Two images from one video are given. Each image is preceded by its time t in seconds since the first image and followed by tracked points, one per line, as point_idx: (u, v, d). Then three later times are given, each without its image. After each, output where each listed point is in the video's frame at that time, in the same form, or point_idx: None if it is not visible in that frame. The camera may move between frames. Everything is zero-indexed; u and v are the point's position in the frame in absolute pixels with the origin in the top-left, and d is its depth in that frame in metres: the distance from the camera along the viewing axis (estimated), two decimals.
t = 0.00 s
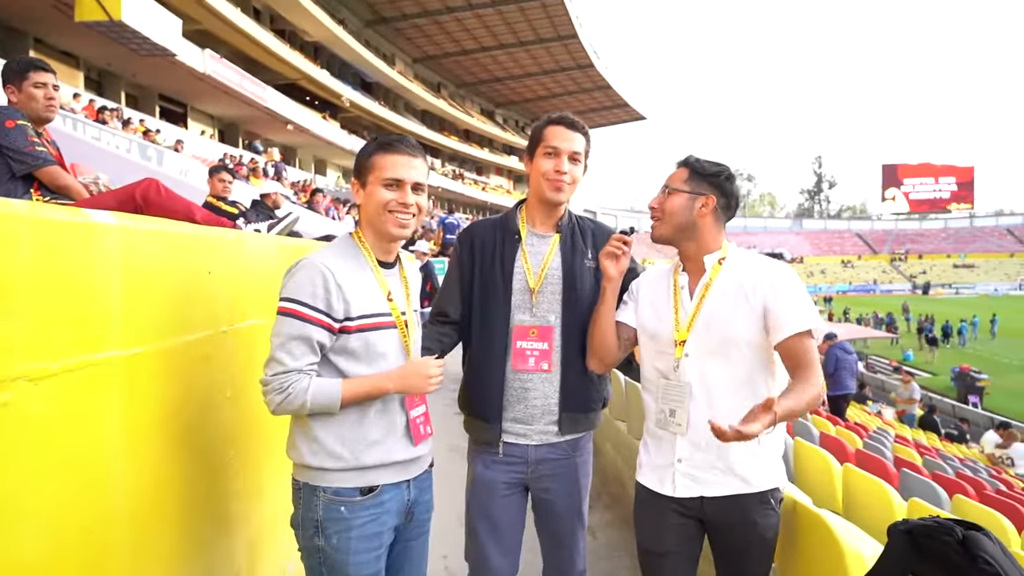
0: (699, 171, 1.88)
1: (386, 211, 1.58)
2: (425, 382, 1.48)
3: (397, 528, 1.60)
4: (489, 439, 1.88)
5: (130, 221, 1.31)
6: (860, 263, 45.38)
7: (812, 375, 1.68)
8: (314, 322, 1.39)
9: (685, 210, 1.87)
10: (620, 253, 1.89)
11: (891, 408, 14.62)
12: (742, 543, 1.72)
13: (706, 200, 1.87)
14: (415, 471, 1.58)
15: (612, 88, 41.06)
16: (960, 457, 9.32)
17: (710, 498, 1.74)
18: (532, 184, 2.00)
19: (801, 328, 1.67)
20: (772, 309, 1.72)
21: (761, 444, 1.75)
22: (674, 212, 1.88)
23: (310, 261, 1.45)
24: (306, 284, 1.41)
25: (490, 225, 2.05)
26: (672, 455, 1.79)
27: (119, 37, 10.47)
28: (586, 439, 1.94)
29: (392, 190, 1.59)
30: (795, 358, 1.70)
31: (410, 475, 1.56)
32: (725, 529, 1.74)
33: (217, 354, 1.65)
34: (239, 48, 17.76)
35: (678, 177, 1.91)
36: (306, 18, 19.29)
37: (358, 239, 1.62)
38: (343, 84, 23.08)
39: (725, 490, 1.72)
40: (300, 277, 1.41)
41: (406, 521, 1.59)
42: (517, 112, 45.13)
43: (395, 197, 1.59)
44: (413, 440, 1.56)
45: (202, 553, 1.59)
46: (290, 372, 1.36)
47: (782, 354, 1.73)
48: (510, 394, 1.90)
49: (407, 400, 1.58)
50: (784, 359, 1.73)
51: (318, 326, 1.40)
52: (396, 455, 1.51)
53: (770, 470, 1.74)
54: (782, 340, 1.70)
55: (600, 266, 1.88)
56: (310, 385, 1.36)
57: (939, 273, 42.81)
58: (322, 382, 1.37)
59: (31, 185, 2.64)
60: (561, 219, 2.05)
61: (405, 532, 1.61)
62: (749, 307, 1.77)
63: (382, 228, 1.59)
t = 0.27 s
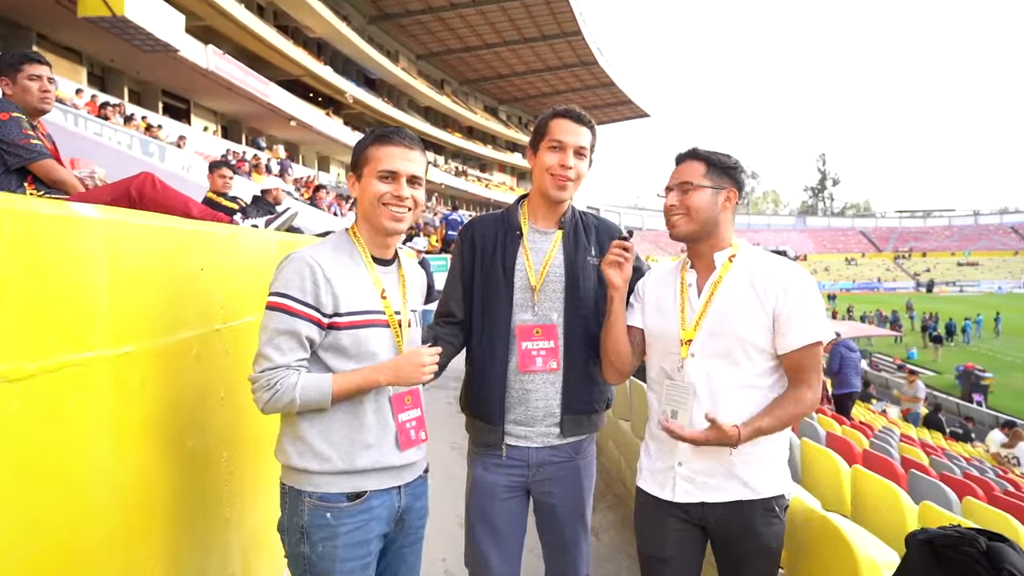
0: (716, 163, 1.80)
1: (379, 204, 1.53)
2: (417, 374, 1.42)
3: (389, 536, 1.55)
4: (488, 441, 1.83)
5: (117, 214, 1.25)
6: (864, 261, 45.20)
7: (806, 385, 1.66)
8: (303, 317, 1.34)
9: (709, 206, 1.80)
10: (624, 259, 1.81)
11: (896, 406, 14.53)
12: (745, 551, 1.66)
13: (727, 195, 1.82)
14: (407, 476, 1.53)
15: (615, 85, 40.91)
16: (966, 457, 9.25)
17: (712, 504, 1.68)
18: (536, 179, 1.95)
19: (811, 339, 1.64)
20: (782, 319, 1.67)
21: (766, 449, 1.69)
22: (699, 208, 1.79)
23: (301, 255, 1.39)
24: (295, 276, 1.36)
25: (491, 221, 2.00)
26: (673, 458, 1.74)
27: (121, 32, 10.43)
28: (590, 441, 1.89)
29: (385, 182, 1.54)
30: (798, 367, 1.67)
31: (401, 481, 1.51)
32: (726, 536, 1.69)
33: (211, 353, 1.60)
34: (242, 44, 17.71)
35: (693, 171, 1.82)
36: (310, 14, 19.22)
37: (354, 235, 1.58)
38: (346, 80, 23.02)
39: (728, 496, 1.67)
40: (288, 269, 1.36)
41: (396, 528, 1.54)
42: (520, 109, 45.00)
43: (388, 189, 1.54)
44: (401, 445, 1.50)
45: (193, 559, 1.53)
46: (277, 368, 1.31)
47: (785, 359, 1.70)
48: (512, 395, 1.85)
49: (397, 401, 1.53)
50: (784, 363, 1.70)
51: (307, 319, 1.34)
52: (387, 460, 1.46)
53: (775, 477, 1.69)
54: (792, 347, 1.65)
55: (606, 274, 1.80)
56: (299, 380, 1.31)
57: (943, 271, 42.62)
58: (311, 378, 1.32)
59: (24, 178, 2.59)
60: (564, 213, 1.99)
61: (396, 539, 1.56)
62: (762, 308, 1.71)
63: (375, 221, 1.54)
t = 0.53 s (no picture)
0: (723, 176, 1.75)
1: (355, 218, 1.49)
2: (386, 399, 1.38)
3: (361, 565, 1.48)
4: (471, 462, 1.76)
5: (72, 226, 1.17)
6: (853, 270, 45.41)
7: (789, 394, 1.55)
8: (267, 335, 1.30)
9: (719, 218, 1.75)
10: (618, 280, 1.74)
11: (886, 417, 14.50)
12: None
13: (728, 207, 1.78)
14: (379, 502, 1.47)
15: (606, 95, 41.03)
16: (957, 469, 9.22)
17: (694, 529, 1.61)
18: (522, 189, 1.89)
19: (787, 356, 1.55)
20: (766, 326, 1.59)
21: (754, 472, 1.62)
22: (713, 221, 1.73)
23: (267, 269, 1.36)
24: (260, 291, 1.32)
25: (476, 231, 1.93)
26: (653, 479, 1.67)
27: (109, 40, 10.32)
28: (578, 463, 1.81)
29: (362, 196, 1.50)
30: (776, 376, 1.57)
31: (372, 508, 1.45)
32: (713, 562, 1.61)
33: (178, 372, 1.53)
34: (233, 52, 17.62)
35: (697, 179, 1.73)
36: (301, 23, 19.16)
37: (328, 249, 1.53)
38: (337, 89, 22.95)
39: (712, 522, 1.59)
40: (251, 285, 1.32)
41: (367, 558, 1.46)
42: (512, 118, 45.04)
43: (365, 203, 1.50)
44: (371, 471, 1.44)
45: None
46: (239, 389, 1.28)
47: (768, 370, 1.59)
48: (496, 414, 1.78)
49: (369, 424, 1.47)
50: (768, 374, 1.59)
51: (272, 338, 1.31)
52: (355, 486, 1.40)
53: (762, 503, 1.61)
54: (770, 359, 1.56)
55: (600, 294, 1.72)
56: (262, 402, 1.28)
57: (931, 281, 42.90)
58: (274, 399, 1.29)
59: None
60: (553, 225, 1.92)
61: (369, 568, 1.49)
62: (748, 321, 1.64)
63: (351, 236, 1.50)
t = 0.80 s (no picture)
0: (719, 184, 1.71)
1: (345, 229, 1.44)
2: (376, 415, 1.31)
3: None
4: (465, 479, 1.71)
5: (42, 235, 1.11)
6: (856, 274, 45.23)
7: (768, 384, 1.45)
8: (249, 352, 1.24)
9: (714, 226, 1.70)
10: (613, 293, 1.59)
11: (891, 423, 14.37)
12: None
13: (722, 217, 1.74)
14: (370, 524, 1.40)
15: (608, 100, 41.00)
16: (964, 475, 9.10)
17: (682, 553, 1.52)
18: (518, 197, 1.83)
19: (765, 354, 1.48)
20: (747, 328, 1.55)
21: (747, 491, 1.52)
22: (706, 228, 1.68)
23: (248, 282, 1.30)
24: (240, 306, 1.26)
25: (469, 239, 1.89)
26: (640, 499, 1.61)
27: (110, 46, 10.29)
28: (578, 482, 1.75)
29: (353, 207, 1.46)
30: (763, 374, 1.47)
31: (362, 529, 1.38)
32: None
33: (159, 386, 1.47)
34: (234, 58, 17.59)
35: (684, 185, 1.70)
36: (302, 28, 19.15)
37: (312, 260, 1.47)
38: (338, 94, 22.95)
39: (704, 547, 1.50)
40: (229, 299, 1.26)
41: None
42: (513, 123, 45.02)
43: (356, 213, 1.45)
44: (361, 489, 1.37)
45: None
46: (219, 410, 1.21)
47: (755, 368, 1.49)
48: (492, 431, 1.71)
49: (359, 440, 1.40)
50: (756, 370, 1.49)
51: (254, 355, 1.25)
52: (345, 507, 1.33)
53: (755, 526, 1.52)
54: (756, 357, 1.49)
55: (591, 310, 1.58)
56: (244, 423, 1.22)
57: (934, 285, 42.75)
58: (259, 418, 1.23)
59: None
60: (552, 234, 1.86)
61: None
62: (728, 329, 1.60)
63: (340, 246, 1.45)
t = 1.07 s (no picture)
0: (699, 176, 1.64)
1: (339, 227, 1.40)
2: (377, 418, 1.26)
3: None
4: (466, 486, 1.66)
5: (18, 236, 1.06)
6: (865, 270, 44.95)
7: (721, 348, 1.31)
8: (244, 357, 1.19)
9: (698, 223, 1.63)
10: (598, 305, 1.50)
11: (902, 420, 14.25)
12: None
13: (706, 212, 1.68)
14: (371, 533, 1.35)
15: (615, 95, 40.81)
16: (975, 474, 9.00)
17: (672, 563, 1.44)
18: (521, 194, 1.77)
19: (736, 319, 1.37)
20: (726, 307, 1.45)
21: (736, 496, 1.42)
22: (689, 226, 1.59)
23: (237, 281, 1.24)
24: (231, 308, 1.20)
25: (471, 237, 1.85)
26: (627, 509, 1.52)
27: (117, 42, 10.27)
28: (584, 490, 1.69)
29: (345, 203, 1.41)
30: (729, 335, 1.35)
31: (362, 540, 1.33)
32: None
33: (148, 389, 1.42)
34: (241, 54, 17.57)
35: (657, 181, 1.63)
36: (309, 24, 19.11)
37: (304, 259, 1.42)
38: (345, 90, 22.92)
39: (694, 556, 1.42)
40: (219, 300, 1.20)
41: None
42: (520, 119, 44.89)
43: (349, 210, 1.41)
44: (362, 495, 1.32)
45: None
46: (213, 418, 1.16)
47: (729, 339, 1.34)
48: (493, 436, 1.66)
49: (360, 444, 1.34)
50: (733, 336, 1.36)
51: (249, 359, 1.19)
52: (345, 515, 1.28)
53: (749, 533, 1.43)
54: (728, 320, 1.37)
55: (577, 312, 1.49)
56: (239, 430, 1.16)
57: (944, 280, 42.43)
58: (254, 425, 1.18)
59: None
60: (556, 232, 1.80)
61: None
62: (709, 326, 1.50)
63: (334, 246, 1.40)
